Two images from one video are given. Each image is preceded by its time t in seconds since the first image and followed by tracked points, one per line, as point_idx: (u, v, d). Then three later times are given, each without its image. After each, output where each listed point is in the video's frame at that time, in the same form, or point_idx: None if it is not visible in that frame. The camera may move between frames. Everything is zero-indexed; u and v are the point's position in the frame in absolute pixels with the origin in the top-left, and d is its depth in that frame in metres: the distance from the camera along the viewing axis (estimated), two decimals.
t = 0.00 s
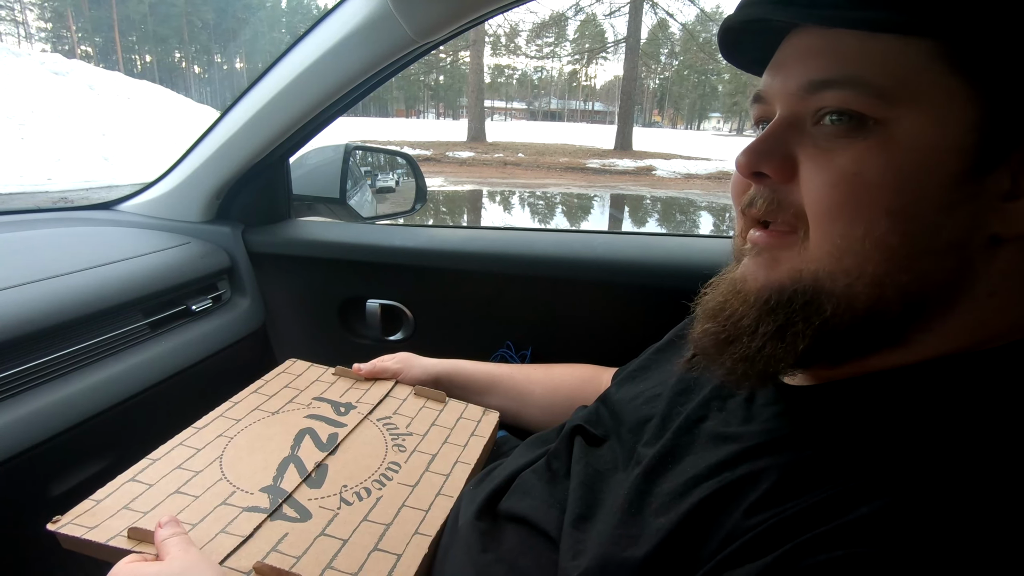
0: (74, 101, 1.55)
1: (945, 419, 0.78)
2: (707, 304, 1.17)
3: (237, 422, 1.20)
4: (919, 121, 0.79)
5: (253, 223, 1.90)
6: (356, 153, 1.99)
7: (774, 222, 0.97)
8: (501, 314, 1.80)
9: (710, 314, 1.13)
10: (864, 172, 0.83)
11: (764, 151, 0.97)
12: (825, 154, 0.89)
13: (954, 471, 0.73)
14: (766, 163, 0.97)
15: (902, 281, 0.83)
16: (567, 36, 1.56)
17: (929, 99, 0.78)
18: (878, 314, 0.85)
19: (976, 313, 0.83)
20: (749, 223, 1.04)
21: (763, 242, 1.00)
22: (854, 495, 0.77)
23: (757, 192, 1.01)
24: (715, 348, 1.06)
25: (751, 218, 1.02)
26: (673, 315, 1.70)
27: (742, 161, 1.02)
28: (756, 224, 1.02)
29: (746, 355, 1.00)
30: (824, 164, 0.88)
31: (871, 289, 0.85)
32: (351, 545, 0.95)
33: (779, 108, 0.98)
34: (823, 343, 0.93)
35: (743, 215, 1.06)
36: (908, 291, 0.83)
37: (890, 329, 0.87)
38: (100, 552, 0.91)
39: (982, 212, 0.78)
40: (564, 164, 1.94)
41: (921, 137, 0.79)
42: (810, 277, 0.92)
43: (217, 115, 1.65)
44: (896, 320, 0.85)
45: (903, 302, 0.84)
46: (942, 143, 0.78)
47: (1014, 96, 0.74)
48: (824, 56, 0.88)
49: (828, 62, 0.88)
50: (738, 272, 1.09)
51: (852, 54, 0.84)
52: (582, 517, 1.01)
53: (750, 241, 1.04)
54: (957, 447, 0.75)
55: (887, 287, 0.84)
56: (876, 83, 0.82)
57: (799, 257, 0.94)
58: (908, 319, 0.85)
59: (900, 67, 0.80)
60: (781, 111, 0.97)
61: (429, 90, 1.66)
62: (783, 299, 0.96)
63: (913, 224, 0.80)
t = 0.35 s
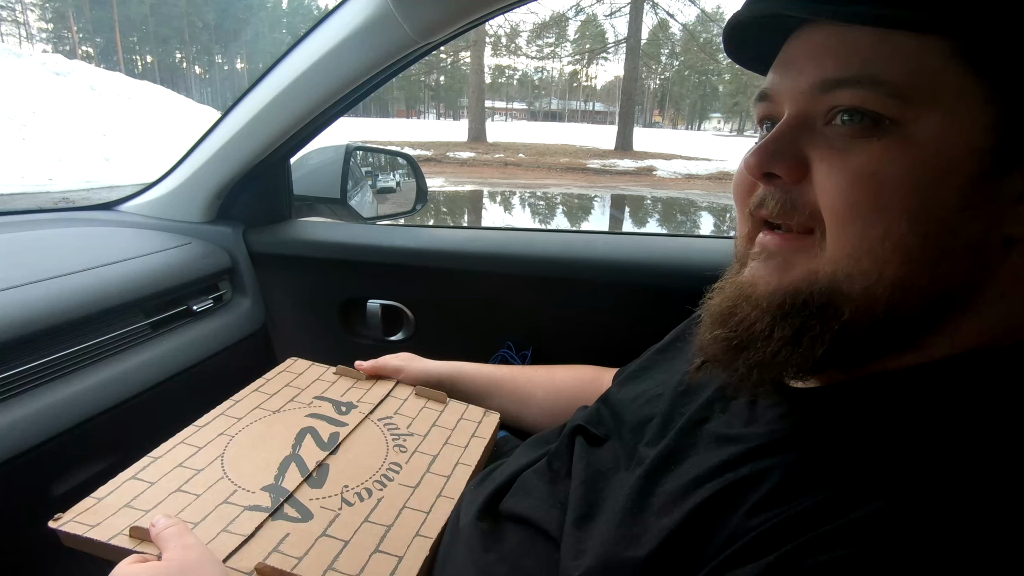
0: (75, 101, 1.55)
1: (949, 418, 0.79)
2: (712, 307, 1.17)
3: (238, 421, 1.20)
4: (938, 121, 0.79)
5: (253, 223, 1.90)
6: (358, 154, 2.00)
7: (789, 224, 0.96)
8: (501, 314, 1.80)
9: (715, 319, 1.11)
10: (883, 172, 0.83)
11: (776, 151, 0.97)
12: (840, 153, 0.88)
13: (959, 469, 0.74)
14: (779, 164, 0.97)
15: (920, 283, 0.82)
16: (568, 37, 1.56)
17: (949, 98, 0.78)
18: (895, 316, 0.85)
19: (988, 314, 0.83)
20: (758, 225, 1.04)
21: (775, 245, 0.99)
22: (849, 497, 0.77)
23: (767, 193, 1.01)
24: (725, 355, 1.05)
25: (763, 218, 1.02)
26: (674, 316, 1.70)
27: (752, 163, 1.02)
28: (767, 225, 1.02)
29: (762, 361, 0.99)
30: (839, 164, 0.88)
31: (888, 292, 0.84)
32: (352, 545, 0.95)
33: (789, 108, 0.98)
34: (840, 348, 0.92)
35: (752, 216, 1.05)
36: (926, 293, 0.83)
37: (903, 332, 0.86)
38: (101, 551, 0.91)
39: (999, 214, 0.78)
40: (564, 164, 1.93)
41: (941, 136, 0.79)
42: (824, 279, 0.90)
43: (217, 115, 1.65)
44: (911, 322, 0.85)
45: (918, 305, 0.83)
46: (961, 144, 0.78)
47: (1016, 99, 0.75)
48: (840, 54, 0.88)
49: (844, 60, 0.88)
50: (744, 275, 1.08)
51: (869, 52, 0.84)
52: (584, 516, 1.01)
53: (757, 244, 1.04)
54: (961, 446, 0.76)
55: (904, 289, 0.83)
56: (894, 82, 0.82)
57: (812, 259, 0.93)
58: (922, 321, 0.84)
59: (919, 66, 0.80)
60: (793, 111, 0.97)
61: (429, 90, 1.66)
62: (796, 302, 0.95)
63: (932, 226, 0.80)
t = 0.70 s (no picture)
0: (76, 101, 1.55)
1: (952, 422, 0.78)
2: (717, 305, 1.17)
3: (239, 422, 1.20)
4: (956, 122, 0.79)
5: (254, 224, 1.90)
6: (358, 154, 2.00)
7: (799, 222, 0.96)
8: (502, 314, 1.80)
9: (719, 316, 1.12)
10: (900, 172, 0.82)
11: (789, 148, 0.97)
12: (856, 152, 0.88)
13: (963, 471, 0.73)
14: (791, 162, 0.97)
15: (930, 288, 0.82)
16: (568, 37, 1.56)
17: (969, 100, 0.78)
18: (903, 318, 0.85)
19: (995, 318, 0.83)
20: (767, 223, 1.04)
21: (783, 244, 0.99)
22: (842, 504, 0.77)
23: (778, 190, 1.00)
24: (729, 354, 1.05)
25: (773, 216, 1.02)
26: (674, 316, 1.70)
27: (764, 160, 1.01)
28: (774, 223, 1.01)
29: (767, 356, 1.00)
30: (855, 164, 0.88)
31: (897, 294, 0.84)
32: (353, 545, 0.95)
33: (804, 106, 0.98)
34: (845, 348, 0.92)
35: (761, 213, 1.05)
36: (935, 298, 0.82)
37: (909, 336, 0.86)
38: (102, 552, 0.91)
39: (1011, 219, 0.78)
40: (565, 165, 1.93)
41: (959, 138, 0.79)
42: (833, 279, 0.90)
43: (218, 115, 1.65)
44: (918, 325, 0.85)
45: (926, 308, 0.83)
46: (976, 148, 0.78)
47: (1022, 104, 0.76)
48: (859, 52, 0.88)
49: (863, 59, 0.88)
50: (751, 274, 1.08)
51: (890, 51, 0.84)
52: (584, 516, 1.01)
53: (763, 241, 1.04)
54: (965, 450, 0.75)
55: (913, 292, 0.83)
56: (914, 82, 0.82)
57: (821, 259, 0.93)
58: (930, 325, 0.84)
59: (941, 66, 0.80)
60: (808, 108, 0.97)
61: (430, 90, 1.66)
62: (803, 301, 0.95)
63: (945, 229, 0.79)
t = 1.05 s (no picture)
0: (77, 102, 1.56)
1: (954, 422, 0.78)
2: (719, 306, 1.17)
3: (239, 422, 1.21)
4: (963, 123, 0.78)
5: (255, 224, 1.90)
6: (359, 154, 2.02)
7: (802, 224, 0.95)
8: (502, 314, 1.80)
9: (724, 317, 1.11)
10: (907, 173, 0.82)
11: (793, 150, 0.96)
12: (860, 154, 0.88)
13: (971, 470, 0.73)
14: (796, 164, 0.96)
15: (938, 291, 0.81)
16: (569, 38, 1.56)
17: (977, 101, 0.78)
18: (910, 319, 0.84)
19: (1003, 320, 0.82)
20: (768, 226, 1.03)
21: (785, 245, 0.98)
22: (847, 502, 0.77)
23: (781, 192, 1.00)
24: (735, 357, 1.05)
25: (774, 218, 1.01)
26: (675, 317, 1.70)
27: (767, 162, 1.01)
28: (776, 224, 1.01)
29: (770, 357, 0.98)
30: (859, 165, 0.87)
31: (903, 295, 0.83)
32: (353, 545, 0.95)
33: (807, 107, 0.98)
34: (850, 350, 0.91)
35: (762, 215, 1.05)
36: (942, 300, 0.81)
37: (914, 337, 0.86)
38: (103, 552, 0.91)
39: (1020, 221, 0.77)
40: (566, 165, 1.94)
41: (968, 139, 0.78)
42: (837, 281, 0.89)
43: (219, 116, 1.65)
44: (926, 326, 0.84)
45: (934, 309, 0.82)
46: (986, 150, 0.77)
47: None
48: (865, 53, 0.88)
49: (869, 59, 0.87)
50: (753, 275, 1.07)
51: (896, 51, 0.84)
52: (584, 513, 1.01)
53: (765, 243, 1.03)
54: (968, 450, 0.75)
55: (919, 294, 0.82)
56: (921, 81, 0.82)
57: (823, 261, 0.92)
58: (936, 327, 0.84)
59: (948, 68, 0.79)
60: (812, 109, 0.96)
61: (431, 91, 1.66)
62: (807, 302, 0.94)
63: (952, 231, 0.79)
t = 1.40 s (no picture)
0: (78, 102, 1.56)
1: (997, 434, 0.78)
2: (745, 307, 1.13)
3: (239, 423, 1.21)
4: None
5: (256, 224, 1.90)
6: (359, 155, 2.01)
7: (858, 229, 0.91)
8: (503, 315, 1.81)
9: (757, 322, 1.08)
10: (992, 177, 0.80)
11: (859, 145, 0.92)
12: (935, 153, 0.85)
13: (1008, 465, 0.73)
14: (860, 160, 0.92)
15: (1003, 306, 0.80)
16: (569, 39, 1.56)
17: None
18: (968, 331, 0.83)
19: None
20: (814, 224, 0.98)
21: (835, 246, 0.94)
22: (844, 503, 0.77)
23: (833, 191, 0.96)
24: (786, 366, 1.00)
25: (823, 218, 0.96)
26: (675, 318, 1.70)
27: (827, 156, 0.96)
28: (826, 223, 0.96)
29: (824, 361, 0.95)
30: (938, 165, 0.84)
31: (964, 306, 0.82)
32: (353, 545, 0.95)
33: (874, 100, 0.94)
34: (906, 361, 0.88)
35: (807, 214, 1.00)
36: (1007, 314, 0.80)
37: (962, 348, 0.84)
38: (102, 552, 0.91)
39: None
40: (565, 166, 1.95)
41: None
42: (897, 287, 0.87)
43: (220, 117, 1.65)
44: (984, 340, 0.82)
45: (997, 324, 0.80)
46: None
47: None
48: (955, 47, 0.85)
49: (958, 53, 0.84)
50: (790, 277, 1.04)
51: (992, 48, 0.82)
52: (584, 515, 1.01)
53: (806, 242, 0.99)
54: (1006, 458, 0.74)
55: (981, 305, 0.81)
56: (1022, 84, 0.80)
57: (882, 264, 0.89)
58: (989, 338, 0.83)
59: None
60: (878, 105, 0.93)
61: (431, 92, 1.66)
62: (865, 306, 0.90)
63: None
